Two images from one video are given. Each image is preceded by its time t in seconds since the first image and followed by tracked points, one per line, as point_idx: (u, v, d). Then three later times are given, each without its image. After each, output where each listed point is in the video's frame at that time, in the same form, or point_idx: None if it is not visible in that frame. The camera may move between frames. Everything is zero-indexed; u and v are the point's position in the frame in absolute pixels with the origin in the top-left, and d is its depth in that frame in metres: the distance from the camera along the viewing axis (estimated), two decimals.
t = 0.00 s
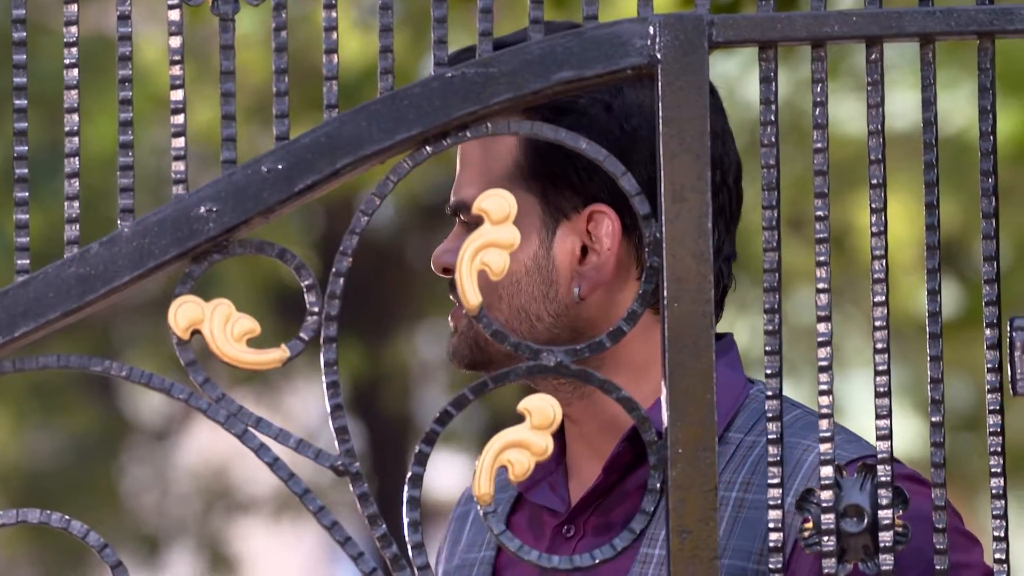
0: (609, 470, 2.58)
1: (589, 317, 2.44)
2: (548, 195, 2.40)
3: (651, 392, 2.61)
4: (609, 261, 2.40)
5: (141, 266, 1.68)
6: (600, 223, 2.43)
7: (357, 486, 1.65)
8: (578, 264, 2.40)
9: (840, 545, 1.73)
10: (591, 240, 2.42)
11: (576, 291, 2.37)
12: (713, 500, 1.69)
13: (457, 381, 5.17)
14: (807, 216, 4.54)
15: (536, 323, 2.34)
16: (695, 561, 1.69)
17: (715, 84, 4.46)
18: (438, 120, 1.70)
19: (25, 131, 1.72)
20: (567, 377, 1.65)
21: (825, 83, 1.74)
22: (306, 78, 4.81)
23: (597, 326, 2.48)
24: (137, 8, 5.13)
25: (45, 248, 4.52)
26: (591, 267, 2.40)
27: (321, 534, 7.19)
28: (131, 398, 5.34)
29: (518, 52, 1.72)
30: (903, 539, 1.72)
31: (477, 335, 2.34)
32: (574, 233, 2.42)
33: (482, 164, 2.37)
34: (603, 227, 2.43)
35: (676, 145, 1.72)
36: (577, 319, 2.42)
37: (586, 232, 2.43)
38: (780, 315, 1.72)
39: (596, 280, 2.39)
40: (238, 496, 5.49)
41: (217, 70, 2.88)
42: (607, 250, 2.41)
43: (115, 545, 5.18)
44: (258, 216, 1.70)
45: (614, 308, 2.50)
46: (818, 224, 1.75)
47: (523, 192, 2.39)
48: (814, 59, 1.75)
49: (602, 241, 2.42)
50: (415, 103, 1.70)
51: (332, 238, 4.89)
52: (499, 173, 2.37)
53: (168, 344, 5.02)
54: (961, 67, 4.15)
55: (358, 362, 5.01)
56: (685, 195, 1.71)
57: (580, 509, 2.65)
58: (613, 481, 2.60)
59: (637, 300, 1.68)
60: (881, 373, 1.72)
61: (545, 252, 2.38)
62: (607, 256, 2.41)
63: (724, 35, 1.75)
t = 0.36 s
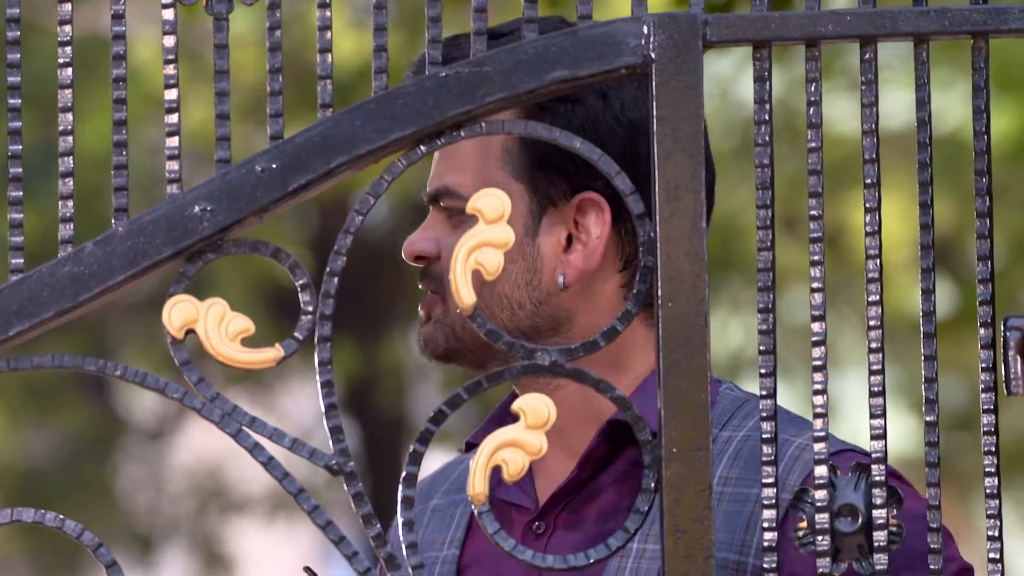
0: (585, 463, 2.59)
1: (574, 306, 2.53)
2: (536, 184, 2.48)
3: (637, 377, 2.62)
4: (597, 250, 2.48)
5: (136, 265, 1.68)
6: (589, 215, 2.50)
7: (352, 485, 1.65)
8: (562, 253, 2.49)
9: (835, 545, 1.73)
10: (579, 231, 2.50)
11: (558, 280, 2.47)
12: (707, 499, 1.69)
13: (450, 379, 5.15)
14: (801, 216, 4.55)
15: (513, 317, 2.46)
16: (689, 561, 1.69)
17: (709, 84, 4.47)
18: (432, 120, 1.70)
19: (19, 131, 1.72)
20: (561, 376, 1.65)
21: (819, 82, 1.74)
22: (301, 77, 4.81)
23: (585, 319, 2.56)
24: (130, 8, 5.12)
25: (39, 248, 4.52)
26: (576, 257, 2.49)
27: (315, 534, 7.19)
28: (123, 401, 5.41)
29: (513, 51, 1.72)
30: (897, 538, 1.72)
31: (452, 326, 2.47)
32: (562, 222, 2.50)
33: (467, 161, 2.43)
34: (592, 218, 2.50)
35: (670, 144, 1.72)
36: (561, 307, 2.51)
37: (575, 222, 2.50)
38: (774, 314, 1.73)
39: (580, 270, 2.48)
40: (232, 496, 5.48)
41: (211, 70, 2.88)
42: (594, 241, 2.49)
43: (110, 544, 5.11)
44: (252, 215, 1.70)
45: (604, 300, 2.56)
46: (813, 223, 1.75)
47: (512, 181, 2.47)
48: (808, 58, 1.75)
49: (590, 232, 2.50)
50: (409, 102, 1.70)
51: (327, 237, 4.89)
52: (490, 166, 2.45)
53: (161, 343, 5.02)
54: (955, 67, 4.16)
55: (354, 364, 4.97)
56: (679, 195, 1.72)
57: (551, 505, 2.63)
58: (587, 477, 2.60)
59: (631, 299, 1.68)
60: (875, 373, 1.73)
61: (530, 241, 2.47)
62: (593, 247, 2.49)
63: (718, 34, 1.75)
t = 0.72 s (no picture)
0: (552, 469, 2.53)
1: (539, 311, 2.56)
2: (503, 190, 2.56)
3: (616, 371, 2.70)
4: (560, 255, 2.51)
5: (140, 270, 1.68)
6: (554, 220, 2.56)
7: (355, 490, 1.65)
8: (528, 258, 2.50)
9: (838, 550, 1.73)
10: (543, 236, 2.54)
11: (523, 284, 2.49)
12: (712, 505, 1.69)
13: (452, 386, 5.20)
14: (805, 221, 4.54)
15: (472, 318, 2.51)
16: (693, 566, 1.69)
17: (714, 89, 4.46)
18: (435, 126, 1.70)
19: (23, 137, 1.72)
20: (566, 382, 1.65)
21: (822, 88, 1.74)
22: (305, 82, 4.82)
23: (551, 327, 2.57)
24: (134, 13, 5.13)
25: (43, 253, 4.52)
26: (540, 261, 2.50)
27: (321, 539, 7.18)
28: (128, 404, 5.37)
29: (517, 56, 1.72)
30: (901, 544, 1.72)
31: (410, 326, 2.55)
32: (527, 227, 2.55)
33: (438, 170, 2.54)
34: (556, 222, 2.56)
35: (674, 150, 1.72)
36: (524, 311, 2.54)
37: (540, 228, 2.56)
38: (777, 320, 1.73)
39: (544, 274, 2.50)
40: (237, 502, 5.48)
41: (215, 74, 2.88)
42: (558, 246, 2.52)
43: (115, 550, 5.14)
44: (256, 221, 1.70)
45: (570, 306, 2.58)
46: (816, 229, 1.75)
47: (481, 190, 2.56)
48: (812, 64, 1.75)
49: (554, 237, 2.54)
50: (413, 108, 1.70)
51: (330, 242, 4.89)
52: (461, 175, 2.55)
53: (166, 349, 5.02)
54: (959, 72, 4.16)
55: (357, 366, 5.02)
56: (683, 200, 1.72)
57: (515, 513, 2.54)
58: (552, 485, 2.54)
59: (636, 305, 1.68)
60: (879, 378, 1.72)
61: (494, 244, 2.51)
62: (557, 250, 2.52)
63: (721, 40, 1.75)
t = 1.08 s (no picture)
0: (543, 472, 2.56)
1: (528, 320, 2.63)
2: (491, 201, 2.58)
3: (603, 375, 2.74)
4: (548, 265, 2.59)
5: (159, 276, 1.69)
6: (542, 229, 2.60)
7: (374, 496, 1.65)
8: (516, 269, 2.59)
9: (858, 556, 1.72)
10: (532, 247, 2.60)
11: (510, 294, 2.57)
12: (731, 511, 1.69)
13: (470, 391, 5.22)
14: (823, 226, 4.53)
15: (463, 329, 2.54)
16: (712, 572, 1.69)
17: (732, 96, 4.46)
18: (454, 132, 1.70)
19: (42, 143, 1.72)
20: (584, 388, 1.65)
21: (842, 93, 1.73)
22: (324, 88, 4.84)
23: (544, 335, 2.64)
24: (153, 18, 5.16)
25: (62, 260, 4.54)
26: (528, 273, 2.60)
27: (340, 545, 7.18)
28: (146, 410, 5.39)
29: (536, 62, 1.72)
30: (920, 550, 1.72)
31: (399, 337, 2.55)
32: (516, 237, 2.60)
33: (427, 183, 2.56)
34: (544, 231, 2.60)
35: (693, 156, 1.72)
36: (515, 319, 2.63)
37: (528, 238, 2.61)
38: (796, 325, 1.72)
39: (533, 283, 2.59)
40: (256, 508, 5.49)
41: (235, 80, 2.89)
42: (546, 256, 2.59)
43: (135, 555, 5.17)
44: (275, 227, 1.70)
45: (559, 314, 2.65)
46: (835, 235, 1.74)
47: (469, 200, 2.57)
48: (831, 69, 1.75)
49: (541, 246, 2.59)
50: (431, 114, 1.71)
51: (348, 248, 4.90)
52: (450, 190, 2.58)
53: (184, 355, 5.03)
54: (977, 78, 4.15)
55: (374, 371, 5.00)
56: (702, 206, 1.71)
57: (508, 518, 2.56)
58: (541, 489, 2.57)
59: (655, 310, 1.68)
60: (898, 384, 1.72)
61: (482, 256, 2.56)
62: (545, 261, 2.59)
63: (740, 46, 1.75)
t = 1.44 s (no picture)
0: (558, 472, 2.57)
1: (545, 323, 2.65)
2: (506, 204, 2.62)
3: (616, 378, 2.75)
4: (564, 269, 2.60)
5: (182, 278, 1.69)
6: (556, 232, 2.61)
7: (398, 497, 1.65)
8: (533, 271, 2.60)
9: (882, 557, 1.72)
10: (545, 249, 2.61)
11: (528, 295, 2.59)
12: (754, 511, 1.68)
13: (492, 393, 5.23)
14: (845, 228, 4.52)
15: (480, 332, 2.54)
16: (736, 573, 1.68)
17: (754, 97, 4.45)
18: (477, 133, 1.70)
19: (67, 144, 1.73)
20: (607, 389, 1.65)
21: (865, 94, 1.73)
22: (347, 90, 4.86)
23: (561, 338, 2.65)
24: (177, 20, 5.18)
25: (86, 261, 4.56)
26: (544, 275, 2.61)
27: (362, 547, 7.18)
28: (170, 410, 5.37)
29: (558, 63, 1.72)
30: (944, 551, 1.71)
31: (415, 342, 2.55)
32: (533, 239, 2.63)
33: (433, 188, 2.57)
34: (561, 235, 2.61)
35: (716, 157, 1.72)
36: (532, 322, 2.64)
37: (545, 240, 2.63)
38: (820, 327, 1.72)
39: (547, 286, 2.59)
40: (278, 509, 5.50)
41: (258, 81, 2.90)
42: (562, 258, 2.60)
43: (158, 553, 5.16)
44: (299, 228, 1.70)
45: (576, 317, 2.66)
46: (859, 236, 1.74)
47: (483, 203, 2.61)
48: (854, 70, 1.74)
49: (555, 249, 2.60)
50: (455, 115, 1.71)
51: (369, 250, 4.90)
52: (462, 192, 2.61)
53: (206, 356, 5.05)
54: (1000, 79, 4.13)
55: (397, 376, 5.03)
56: (724, 207, 1.71)
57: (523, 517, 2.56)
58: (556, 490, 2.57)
59: (678, 311, 1.67)
60: (922, 385, 1.71)
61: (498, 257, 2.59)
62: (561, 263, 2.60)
63: (763, 47, 1.74)
